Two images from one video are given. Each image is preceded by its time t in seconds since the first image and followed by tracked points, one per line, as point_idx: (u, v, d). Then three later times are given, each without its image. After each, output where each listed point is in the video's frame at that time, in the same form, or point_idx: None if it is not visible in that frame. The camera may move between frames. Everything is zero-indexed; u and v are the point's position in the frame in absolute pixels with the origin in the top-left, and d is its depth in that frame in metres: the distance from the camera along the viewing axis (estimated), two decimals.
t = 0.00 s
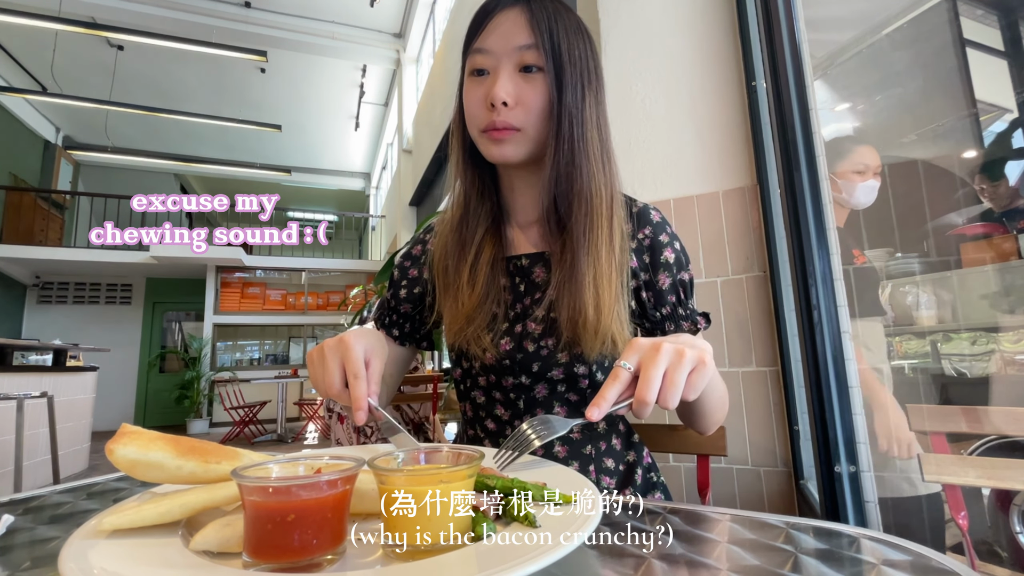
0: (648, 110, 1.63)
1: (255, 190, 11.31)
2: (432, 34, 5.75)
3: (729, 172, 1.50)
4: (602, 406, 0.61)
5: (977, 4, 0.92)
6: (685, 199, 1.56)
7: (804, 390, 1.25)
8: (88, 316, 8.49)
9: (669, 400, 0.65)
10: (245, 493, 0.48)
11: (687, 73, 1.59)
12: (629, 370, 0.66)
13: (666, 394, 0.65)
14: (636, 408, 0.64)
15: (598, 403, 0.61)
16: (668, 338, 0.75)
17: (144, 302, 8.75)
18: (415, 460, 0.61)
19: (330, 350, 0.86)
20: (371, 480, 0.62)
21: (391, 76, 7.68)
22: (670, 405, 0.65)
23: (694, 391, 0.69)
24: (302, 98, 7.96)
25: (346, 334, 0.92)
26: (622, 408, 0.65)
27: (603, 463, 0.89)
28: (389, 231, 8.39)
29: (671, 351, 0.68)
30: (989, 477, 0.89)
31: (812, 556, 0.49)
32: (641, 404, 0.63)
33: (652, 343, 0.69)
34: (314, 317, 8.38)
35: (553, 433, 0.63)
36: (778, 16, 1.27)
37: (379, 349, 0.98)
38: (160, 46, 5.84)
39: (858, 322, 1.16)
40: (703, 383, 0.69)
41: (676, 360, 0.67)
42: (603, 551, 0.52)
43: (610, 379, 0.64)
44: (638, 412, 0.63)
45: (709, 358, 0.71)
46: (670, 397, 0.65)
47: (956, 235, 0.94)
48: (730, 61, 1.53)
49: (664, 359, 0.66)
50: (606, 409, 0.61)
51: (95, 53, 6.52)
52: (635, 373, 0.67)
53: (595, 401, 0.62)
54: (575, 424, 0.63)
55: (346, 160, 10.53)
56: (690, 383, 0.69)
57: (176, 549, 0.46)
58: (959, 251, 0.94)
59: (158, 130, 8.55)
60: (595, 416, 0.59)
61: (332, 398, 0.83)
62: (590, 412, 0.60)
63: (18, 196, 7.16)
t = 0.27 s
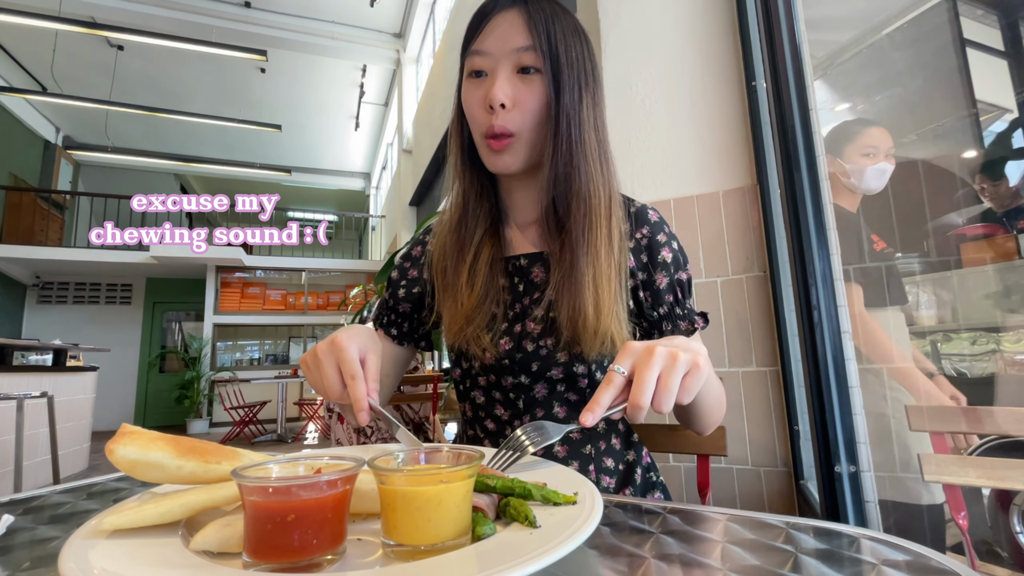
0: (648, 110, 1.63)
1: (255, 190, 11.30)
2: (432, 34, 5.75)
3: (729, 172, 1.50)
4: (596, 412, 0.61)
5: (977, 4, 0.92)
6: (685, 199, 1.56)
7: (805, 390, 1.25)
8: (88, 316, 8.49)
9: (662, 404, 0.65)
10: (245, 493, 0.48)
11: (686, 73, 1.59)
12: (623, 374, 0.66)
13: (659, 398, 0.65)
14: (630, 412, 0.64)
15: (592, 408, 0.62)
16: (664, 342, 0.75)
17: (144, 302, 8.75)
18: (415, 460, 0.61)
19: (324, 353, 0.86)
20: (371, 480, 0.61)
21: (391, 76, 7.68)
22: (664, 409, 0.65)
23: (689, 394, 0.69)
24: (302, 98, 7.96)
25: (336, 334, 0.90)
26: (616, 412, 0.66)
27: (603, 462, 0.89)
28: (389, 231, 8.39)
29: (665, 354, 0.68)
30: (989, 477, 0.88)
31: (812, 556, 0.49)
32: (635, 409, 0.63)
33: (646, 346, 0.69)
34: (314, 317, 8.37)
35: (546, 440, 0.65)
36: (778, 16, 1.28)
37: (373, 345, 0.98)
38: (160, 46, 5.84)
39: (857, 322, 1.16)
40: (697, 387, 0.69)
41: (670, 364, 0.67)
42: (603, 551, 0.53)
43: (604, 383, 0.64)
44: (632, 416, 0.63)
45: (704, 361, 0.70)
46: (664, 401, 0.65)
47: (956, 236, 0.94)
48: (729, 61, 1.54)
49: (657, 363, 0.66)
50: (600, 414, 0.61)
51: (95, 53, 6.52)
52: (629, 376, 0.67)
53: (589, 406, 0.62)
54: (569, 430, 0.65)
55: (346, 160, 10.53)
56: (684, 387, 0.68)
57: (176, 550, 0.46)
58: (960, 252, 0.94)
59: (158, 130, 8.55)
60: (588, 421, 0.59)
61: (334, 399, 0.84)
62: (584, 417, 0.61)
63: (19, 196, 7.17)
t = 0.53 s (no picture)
0: (648, 110, 1.63)
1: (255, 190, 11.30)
2: (432, 34, 5.75)
3: (729, 172, 1.50)
4: (595, 413, 0.61)
5: (978, 4, 0.93)
6: (685, 199, 1.56)
7: (805, 389, 1.24)
8: (88, 316, 8.49)
9: (662, 406, 0.65)
10: (245, 493, 0.48)
11: (685, 73, 1.59)
12: (622, 375, 0.66)
13: (659, 400, 0.65)
14: (629, 414, 0.64)
15: (591, 410, 0.62)
16: (662, 343, 0.75)
17: (144, 302, 8.75)
18: (416, 460, 0.61)
19: (323, 354, 0.85)
20: (371, 480, 0.61)
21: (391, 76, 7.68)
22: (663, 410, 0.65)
23: (688, 395, 0.69)
24: (302, 98, 7.96)
25: (332, 334, 0.89)
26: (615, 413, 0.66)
27: (603, 462, 0.89)
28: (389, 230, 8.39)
29: (664, 355, 0.68)
30: (989, 477, 0.87)
31: (812, 557, 0.49)
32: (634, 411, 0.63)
33: (645, 347, 0.69)
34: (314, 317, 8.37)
35: (545, 443, 0.65)
36: (778, 16, 1.27)
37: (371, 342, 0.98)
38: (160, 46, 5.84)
39: (857, 322, 1.15)
40: (696, 388, 0.69)
41: (669, 365, 0.67)
42: (603, 551, 0.53)
43: (603, 385, 0.64)
44: (632, 418, 0.63)
45: (703, 362, 0.70)
46: (663, 402, 0.65)
47: (956, 236, 0.94)
48: (729, 61, 1.54)
49: (655, 364, 0.66)
50: (599, 416, 0.61)
51: (95, 53, 6.52)
52: (629, 377, 0.67)
53: (588, 408, 0.62)
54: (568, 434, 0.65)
55: (346, 160, 10.53)
56: (683, 388, 0.68)
57: (176, 550, 0.46)
58: (959, 253, 0.94)
59: (158, 130, 8.55)
60: (588, 424, 0.59)
61: (335, 398, 0.84)
62: (583, 418, 0.61)
63: (19, 196, 7.16)
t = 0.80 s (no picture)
0: (648, 110, 1.63)
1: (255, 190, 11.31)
2: (432, 34, 5.75)
3: (728, 172, 1.50)
4: (602, 406, 0.61)
5: (977, 4, 0.93)
6: (685, 199, 1.56)
7: (804, 389, 1.24)
8: (88, 316, 8.49)
9: (668, 398, 0.65)
10: (245, 493, 0.48)
11: (685, 74, 1.60)
12: (628, 369, 0.66)
13: (665, 392, 0.65)
14: (636, 406, 0.64)
15: (598, 403, 0.62)
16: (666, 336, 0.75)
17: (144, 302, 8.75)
18: (415, 460, 0.61)
19: (323, 355, 0.85)
20: (371, 480, 0.61)
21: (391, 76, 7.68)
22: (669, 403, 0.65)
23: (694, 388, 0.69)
24: (302, 98, 7.96)
25: (333, 335, 0.90)
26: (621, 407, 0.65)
27: (602, 462, 0.89)
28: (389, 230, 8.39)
29: (670, 348, 0.68)
30: (991, 478, 0.89)
31: (812, 556, 0.49)
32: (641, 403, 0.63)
33: (651, 341, 0.69)
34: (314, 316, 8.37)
35: (553, 436, 0.63)
36: (778, 15, 1.26)
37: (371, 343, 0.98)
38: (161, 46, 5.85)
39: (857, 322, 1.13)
40: (702, 381, 0.69)
41: (675, 358, 0.67)
42: (602, 551, 0.52)
43: (610, 378, 0.64)
44: (638, 411, 0.63)
45: (708, 355, 0.71)
46: (669, 394, 0.65)
47: (955, 235, 0.94)
48: (729, 61, 1.54)
49: (662, 357, 0.67)
50: (606, 409, 0.61)
51: (95, 53, 6.52)
52: (634, 372, 0.67)
53: (595, 402, 0.62)
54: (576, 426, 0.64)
55: (346, 160, 10.53)
56: (689, 381, 0.69)
57: (176, 549, 0.46)
58: (960, 252, 0.94)
59: (158, 130, 8.55)
60: (595, 416, 0.59)
61: (337, 400, 0.84)
62: (589, 412, 0.60)
63: (19, 196, 7.16)
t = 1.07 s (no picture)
0: (648, 111, 1.63)
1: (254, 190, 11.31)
2: (432, 34, 5.75)
3: (728, 172, 1.50)
4: (616, 398, 0.60)
5: (978, 4, 0.93)
6: (685, 200, 1.56)
7: (804, 389, 1.24)
8: (88, 316, 8.49)
9: (680, 390, 0.65)
10: (244, 493, 0.48)
11: (685, 74, 1.60)
12: (639, 361, 0.66)
13: (676, 384, 0.65)
14: (647, 398, 0.64)
15: (611, 395, 0.61)
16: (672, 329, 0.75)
17: (144, 302, 8.75)
18: (415, 460, 0.61)
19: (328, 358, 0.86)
20: (371, 480, 0.62)
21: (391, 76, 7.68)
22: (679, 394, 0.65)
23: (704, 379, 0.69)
24: (302, 98, 7.96)
25: (339, 339, 0.90)
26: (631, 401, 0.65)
27: (602, 461, 0.90)
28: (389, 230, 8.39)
29: (678, 340, 0.69)
30: (989, 477, 0.90)
31: (812, 556, 0.49)
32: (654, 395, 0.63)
33: (660, 333, 0.69)
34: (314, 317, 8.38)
35: (566, 429, 0.64)
36: (778, 15, 1.26)
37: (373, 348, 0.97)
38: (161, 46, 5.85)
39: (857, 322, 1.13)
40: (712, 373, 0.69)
41: (685, 350, 0.67)
42: (603, 551, 0.52)
43: (621, 371, 0.64)
44: (650, 403, 0.63)
45: (715, 347, 0.71)
46: (679, 386, 0.65)
47: (956, 235, 0.94)
48: (728, 62, 1.54)
49: (673, 349, 0.67)
50: (620, 401, 0.60)
51: (95, 53, 6.52)
52: (644, 364, 0.67)
53: (608, 394, 0.61)
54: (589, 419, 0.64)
55: (346, 160, 10.53)
56: (699, 373, 0.69)
57: (175, 550, 0.46)
58: (959, 253, 0.94)
59: (159, 130, 8.55)
60: (610, 409, 0.58)
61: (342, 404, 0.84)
62: (603, 404, 0.59)
63: (19, 196, 7.16)
